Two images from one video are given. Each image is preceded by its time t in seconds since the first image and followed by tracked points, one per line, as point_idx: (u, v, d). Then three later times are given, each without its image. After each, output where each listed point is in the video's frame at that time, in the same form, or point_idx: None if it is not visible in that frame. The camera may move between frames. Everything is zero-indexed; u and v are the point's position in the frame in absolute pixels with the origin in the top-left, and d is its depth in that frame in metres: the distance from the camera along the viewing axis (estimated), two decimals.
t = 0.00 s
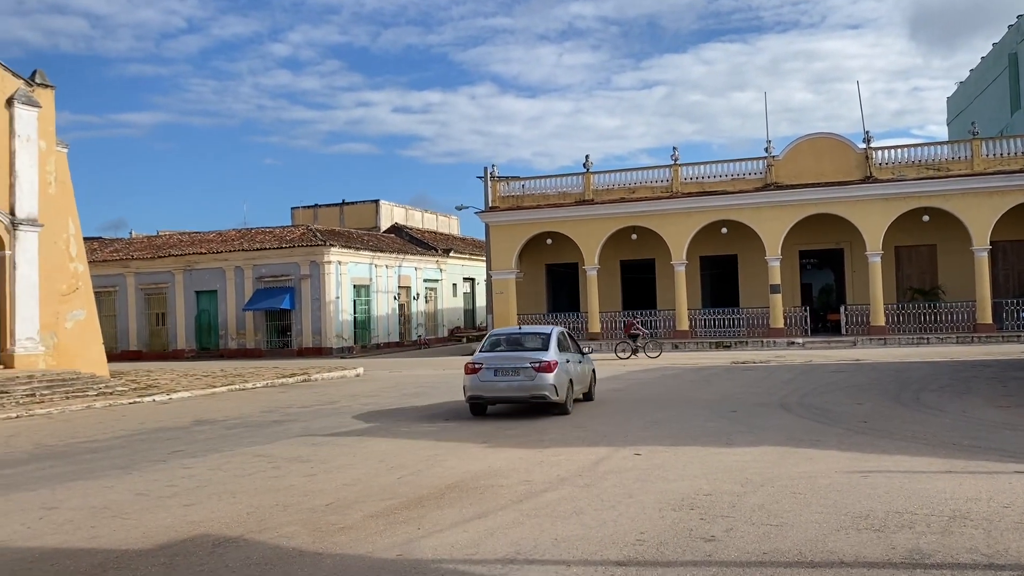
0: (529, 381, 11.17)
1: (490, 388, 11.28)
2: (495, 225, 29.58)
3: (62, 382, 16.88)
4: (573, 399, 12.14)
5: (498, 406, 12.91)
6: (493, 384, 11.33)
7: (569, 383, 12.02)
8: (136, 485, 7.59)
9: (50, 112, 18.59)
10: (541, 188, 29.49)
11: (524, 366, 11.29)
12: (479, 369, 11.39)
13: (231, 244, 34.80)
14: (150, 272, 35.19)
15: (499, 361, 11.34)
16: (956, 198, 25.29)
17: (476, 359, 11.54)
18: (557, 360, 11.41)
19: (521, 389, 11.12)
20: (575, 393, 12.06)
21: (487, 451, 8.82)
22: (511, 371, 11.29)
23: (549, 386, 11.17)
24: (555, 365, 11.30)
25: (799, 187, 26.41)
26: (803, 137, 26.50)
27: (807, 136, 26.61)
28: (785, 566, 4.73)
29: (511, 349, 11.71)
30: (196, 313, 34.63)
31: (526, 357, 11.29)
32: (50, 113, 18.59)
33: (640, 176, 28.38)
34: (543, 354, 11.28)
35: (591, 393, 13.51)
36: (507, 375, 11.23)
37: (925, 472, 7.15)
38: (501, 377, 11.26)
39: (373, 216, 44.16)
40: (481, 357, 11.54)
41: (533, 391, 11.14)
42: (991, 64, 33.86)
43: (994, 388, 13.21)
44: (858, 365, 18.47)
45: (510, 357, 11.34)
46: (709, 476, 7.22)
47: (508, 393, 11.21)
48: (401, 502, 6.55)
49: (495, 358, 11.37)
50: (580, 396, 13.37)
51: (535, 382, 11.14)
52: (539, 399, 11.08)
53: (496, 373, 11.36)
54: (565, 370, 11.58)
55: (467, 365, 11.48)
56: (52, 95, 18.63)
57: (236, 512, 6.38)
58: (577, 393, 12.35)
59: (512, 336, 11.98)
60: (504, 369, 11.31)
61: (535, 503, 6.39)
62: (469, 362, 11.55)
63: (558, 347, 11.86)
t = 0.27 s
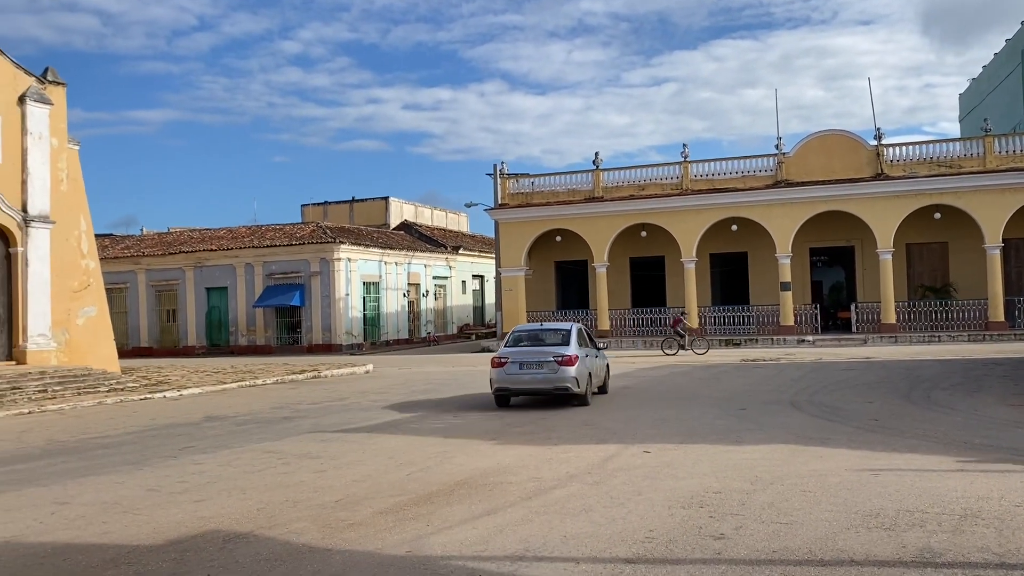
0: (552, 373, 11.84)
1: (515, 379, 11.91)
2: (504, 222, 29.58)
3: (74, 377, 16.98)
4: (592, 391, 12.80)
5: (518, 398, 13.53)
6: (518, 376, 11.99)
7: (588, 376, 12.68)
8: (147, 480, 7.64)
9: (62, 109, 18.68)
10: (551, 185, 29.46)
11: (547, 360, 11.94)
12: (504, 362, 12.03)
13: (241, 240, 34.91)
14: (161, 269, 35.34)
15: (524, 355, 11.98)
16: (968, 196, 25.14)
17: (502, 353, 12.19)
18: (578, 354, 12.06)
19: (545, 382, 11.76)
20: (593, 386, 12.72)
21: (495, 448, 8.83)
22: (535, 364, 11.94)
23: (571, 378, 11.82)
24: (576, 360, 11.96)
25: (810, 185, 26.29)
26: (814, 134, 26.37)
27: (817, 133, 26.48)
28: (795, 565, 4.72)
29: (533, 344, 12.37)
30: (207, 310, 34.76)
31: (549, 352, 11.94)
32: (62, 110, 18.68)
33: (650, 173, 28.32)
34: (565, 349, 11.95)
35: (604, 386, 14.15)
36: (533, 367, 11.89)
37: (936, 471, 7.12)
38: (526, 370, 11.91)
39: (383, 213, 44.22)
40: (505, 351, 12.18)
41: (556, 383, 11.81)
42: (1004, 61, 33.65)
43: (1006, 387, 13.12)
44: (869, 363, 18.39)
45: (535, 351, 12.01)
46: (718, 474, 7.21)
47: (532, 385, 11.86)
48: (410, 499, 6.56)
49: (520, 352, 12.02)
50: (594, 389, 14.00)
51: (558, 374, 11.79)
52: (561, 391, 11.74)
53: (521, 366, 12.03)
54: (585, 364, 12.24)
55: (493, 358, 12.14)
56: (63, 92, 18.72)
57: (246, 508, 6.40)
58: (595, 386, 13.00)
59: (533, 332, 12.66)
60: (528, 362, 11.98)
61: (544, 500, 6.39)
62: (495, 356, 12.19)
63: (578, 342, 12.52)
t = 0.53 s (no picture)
0: (573, 367, 12.63)
1: (538, 373, 12.70)
2: (514, 219, 29.58)
3: (85, 374, 17.09)
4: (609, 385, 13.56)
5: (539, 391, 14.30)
6: (541, 370, 12.78)
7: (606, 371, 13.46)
8: (158, 476, 7.68)
9: (74, 107, 18.77)
10: (560, 182, 29.44)
11: (568, 355, 12.73)
12: (528, 357, 12.82)
13: (251, 238, 35.02)
14: (172, 266, 35.50)
15: (546, 350, 12.77)
16: (980, 193, 24.99)
17: (525, 349, 12.97)
18: (597, 350, 12.84)
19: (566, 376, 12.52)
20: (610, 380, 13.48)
21: (504, 445, 8.84)
22: (556, 359, 12.74)
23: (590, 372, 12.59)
24: (595, 355, 12.74)
25: (820, 182, 26.19)
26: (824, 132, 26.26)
27: (828, 130, 26.37)
28: (805, 563, 4.71)
29: (555, 340, 13.19)
30: (217, 307, 34.90)
31: (570, 347, 12.74)
32: (74, 108, 18.78)
33: (660, 170, 28.26)
34: (585, 344, 12.74)
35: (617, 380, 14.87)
36: (555, 362, 12.69)
37: (947, 470, 7.09)
38: (548, 364, 12.71)
39: (392, 210, 44.29)
40: (528, 347, 12.97)
41: (577, 376, 12.59)
42: (1016, 57, 33.46)
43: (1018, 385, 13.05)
44: (878, 361, 18.32)
45: (556, 346, 12.82)
46: (728, 472, 7.20)
47: (554, 378, 12.65)
48: (419, 496, 6.57)
49: (543, 348, 12.81)
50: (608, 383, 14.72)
51: (579, 368, 12.57)
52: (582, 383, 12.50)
53: (543, 361, 12.84)
54: (603, 359, 13.01)
55: (517, 353, 12.97)
56: (75, 90, 18.82)
57: (257, 504, 6.43)
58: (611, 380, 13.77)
59: (554, 330, 13.48)
60: (550, 357, 12.78)
61: (553, 498, 6.40)
62: (519, 352, 12.98)
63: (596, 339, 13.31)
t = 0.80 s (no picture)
0: (591, 362, 13.33)
1: (558, 368, 13.37)
2: (523, 217, 29.58)
3: (96, 371, 17.16)
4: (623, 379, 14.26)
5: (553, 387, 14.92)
6: (560, 365, 13.45)
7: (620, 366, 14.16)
8: (169, 473, 7.71)
9: (85, 106, 18.86)
10: (569, 180, 29.42)
11: (586, 350, 13.43)
12: (548, 353, 13.51)
13: (261, 236, 35.12)
14: (182, 264, 35.63)
15: (566, 346, 13.46)
16: (992, 191, 24.84)
17: (545, 345, 13.66)
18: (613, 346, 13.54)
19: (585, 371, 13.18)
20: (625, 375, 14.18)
21: (514, 444, 8.84)
22: (575, 354, 13.43)
23: (607, 367, 13.30)
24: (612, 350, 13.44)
25: (831, 180, 26.08)
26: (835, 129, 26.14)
27: (839, 128, 26.26)
28: (815, 562, 4.70)
29: (572, 337, 13.87)
30: (228, 305, 35.01)
31: (588, 344, 13.44)
32: (85, 107, 18.87)
33: (669, 168, 28.20)
34: (602, 340, 13.43)
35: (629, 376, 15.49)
36: (574, 358, 13.36)
37: (958, 469, 7.06)
38: (568, 359, 13.39)
39: (401, 209, 44.35)
40: (548, 343, 13.66)
41: (595, 370, 13.30)
42: None
43: None
44: (888, 361, 18.24)
45: (574, 343, 13.51)
46: (737, 470, 7.18)
47: (573, 372, 13.34)
48: (428, 493, 6.58)
49: (562, 344, 13.50)
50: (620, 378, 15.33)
51: (596, 363, 13.28)
52: (600, 378, 13.18)
53: (563, 356, 13.51)
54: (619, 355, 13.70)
55: (537, 349, 13.63)
56: (86, 89, 18.90)
57: (267, 501, 6.46)
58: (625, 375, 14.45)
59: (570, 327, 14.17)
60: (569, 353, 13.46)
61: (562, 496, 6.40)
62: (539, 347, 13.66)
63: (612, 335, 14.01)
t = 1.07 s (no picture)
0: (607, 358, 13.98)
1: (575, 364, 14.03)
2: (531, 216, 29.55)
3: (107, 369, 17.25)
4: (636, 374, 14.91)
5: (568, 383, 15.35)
6: (577, 362, 14.11)
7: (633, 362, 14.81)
8: (179, 471, 7.74)
9: (96, 105, 18.95)
10: (578, 179, 29.39)
11: (602, 347, 14.09)
12: (565, 350, 14.17)
13: (271, 234, 35.21)
14: (192, 262, 35.75)
15: (582, 343, 14.12)
16: (1004, 190, 24.69)
17: (562, 342, 14.32)
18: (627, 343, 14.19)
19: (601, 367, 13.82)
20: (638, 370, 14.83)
21: (523, 442, 8.83)
22: (591, 351, 14.09)
23: (622, 362, 13.95)
24: (626, 347, 14.09)
25: (841, 178, 25.98)
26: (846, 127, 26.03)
27: (849, 126, 26.14)
28: (825, 561, 4.68)
29: (588, 335, 14.53)
30: (237, 303, 35.12)
31: (604, 341, 14.10)
32: (96, 106, 18.96)
33: (679, 166, 28.14)
34: (617, 337, 14.10)
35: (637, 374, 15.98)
36: (590, 354, 14.03)
37: (969, 469, 7.02)
38: (584, 356, 14.05)
39: (410, 207, 44.40)
40: (566, 341, 14.32)
41: (610, 366, 13.96)
42: None
43: None
44: (898, 360, 18.14)
45: (590, 340, 14.17)
46: (747, 470, 7.16)
47: (590, 368, 14.00)
48: (436, 492, 6.58)
49: (579, 341, 14.16)
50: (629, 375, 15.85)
51: (611, 359, 13.94)
52: (615, 373, 13.83)
53: (579, 353, 14.18)
54: (632, 351, 14.37)
55: (554, 346, 14.29)
56: (96, 88, 18.99)
57: (276, 498, 6.47)
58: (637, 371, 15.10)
59: (585, 325, 14.84)
60: (585, 349, 14.12)
61: (570, 494, 6.39)
62: (556, 344, 14.32)
63: (625, 333, 14.66)
